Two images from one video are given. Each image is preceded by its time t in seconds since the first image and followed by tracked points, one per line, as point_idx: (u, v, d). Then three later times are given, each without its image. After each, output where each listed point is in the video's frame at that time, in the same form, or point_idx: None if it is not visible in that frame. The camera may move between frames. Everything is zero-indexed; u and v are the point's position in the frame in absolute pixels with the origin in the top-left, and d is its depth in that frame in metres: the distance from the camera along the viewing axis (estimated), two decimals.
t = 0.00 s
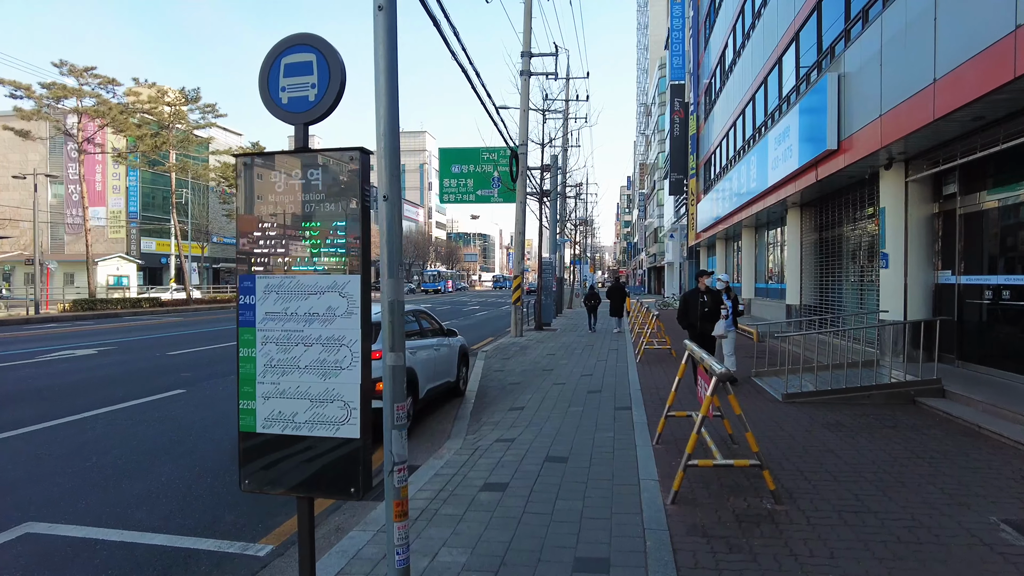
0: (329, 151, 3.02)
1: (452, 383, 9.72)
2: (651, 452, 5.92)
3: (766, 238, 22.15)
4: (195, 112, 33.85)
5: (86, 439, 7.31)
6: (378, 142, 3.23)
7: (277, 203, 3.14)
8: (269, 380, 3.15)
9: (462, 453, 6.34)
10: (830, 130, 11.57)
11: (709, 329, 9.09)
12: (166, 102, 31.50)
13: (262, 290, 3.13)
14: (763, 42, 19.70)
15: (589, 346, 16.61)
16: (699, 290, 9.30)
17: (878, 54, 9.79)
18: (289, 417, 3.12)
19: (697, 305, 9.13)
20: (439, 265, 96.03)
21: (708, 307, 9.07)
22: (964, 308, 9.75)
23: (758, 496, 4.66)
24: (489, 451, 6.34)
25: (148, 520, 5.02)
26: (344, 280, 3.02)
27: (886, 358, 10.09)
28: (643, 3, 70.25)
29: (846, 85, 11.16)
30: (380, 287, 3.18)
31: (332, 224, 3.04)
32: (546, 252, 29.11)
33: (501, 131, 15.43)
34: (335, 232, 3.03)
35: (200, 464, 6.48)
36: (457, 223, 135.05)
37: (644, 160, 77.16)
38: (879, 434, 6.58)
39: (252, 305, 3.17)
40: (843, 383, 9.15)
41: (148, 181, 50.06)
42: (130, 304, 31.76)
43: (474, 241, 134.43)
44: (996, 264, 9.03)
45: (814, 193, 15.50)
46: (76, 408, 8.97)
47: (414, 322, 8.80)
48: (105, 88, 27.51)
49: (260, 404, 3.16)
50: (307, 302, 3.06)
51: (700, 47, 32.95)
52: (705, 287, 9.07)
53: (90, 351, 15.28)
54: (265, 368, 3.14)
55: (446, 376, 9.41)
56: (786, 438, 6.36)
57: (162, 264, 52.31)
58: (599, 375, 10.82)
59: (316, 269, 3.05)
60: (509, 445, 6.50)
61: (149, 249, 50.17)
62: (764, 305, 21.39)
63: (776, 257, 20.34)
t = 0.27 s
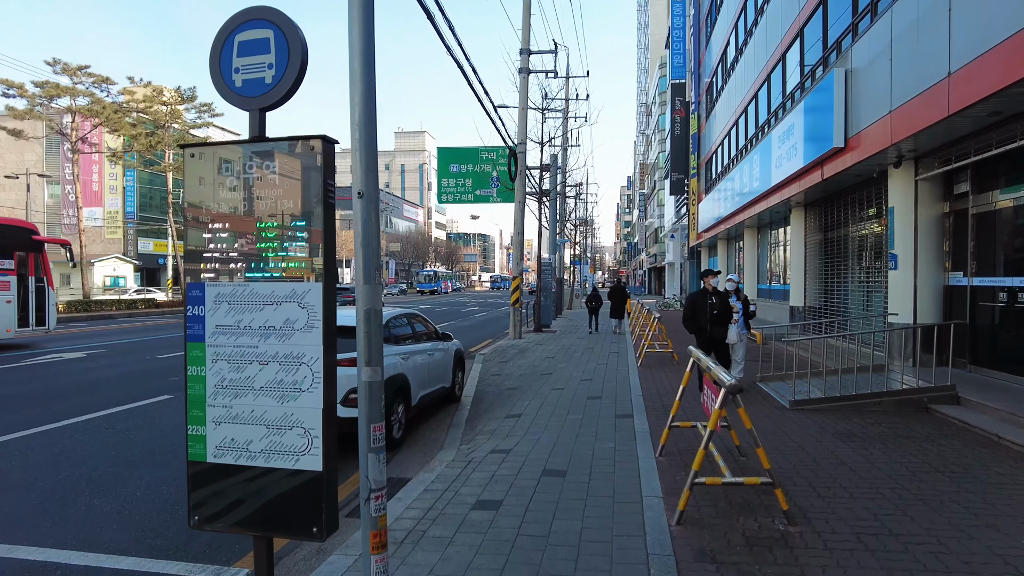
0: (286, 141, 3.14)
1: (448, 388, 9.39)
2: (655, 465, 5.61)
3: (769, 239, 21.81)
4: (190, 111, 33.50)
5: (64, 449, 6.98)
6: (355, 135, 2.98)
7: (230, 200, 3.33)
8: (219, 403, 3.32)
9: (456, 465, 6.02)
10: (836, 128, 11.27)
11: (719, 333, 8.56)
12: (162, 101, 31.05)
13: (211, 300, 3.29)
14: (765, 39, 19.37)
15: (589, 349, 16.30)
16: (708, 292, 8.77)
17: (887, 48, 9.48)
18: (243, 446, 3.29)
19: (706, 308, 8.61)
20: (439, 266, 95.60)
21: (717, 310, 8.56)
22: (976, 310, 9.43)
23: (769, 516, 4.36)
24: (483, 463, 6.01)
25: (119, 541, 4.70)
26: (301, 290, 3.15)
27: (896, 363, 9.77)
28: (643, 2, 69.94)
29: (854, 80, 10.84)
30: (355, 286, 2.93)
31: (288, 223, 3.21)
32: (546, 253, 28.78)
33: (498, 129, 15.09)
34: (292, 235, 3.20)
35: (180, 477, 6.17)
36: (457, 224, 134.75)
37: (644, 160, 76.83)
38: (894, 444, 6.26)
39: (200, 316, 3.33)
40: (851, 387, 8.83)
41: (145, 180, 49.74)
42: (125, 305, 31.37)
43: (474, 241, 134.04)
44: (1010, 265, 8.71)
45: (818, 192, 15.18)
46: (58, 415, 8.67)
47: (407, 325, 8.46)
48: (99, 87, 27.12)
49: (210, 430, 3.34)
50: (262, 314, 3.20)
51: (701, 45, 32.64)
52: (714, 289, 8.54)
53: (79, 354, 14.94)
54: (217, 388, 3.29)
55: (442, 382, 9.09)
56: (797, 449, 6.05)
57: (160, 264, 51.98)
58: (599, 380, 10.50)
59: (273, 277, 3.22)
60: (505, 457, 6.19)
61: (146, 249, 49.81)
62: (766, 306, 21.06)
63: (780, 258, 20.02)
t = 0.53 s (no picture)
0: (237, 103, 3.08)
1: (444, 390, 9.07)
2: (661, 473, 5.29)
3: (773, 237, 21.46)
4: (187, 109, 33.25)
5: (42, 453, 6.66)
6: (329, 111, 2.76)
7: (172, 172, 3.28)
8: (163, 410, 3.27)
9: (449, 472, 5.69)
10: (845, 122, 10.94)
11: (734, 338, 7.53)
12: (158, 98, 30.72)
13: (154, 289, 3.23)
14: (769, 33, 19.04)
15: (590, 348, 15.98)
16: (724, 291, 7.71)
17: (899, 37, 9.17)
18: (191, 462, 3.24)
19: (721, 310, 7.60)
20: (439, 265, 95.20)
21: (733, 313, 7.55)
22: (991, 308, 9.10)
23: (788, 529, 4.04)
24: (478, 470, 5.68)
25: (87, 555, 4.38)
26: (255, 278, 3.09)
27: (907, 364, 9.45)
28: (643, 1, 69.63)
29: (863, 71, 10.51)
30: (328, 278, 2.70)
31: (237, 201, 3.16)
32: (546, 252, 28.45)
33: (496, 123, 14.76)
34: (242, 211, 3.14)
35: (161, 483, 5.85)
36: (457, 223, 134.49)
37: (645, 159, 76.33)
38: (913, 448, 5.93)
39: (141, 308, 3.27)
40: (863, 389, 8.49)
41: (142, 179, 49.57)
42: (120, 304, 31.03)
43: (474, 240, 133.63)
44: None
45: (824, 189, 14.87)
46: (41, 416, 8.36)
47: (402, 323, 8.14)
48: (93, 83, 26.75)
49: (152, 442, 3.29)
50: (212, 307, 3.15)
51: (703, 42, 32.32)
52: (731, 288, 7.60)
53: (69, 353, 14.62)
54: (160, 392, 3.25)
55: (438, 383, 8.76)
56: (813, 455, 5.70)
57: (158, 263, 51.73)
58: (601, 381, 10.19)
59: (224, 262, 3.15)
60: (502, 462, 5.88)
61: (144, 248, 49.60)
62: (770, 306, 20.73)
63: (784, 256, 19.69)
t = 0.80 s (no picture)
0: (178, 76, 2.88)
1: (441, 395, 8.74)
2: (668, 491, 4.95)
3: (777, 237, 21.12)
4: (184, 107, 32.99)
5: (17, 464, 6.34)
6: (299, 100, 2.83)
7: (96, 161, 3.09)
8: (83, 450, 3.09)
9: (442, 488, 5.35)
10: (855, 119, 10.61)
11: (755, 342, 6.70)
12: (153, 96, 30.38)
13: (72, 303, 3.05)
14: (773, 30, 18.71)
15: (590, 350, 15.65)
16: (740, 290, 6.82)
17: (913, 30, 8.85)
18: (115, 513, 3.09)
19: (739, 312, 6.72)
20: (439, 265, 94.90)
21: (753, 316, 6.65)
22: (1007, 312, 8.76)
23: (808, 556, 3.71)
24: (473, 486, 5.34)
25: None
26: (191, 292, 2.93)
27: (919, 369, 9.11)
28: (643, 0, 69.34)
29: (874, 67, 10.19)
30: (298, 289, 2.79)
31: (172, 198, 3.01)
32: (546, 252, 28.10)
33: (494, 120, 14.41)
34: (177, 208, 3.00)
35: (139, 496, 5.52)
36: (457, 224, 134.16)
37: (646, 158, 75.97)
38: (935, 462, 5.58)
39: (56, 326, 3.09)
40: (875, 395, 8.15)
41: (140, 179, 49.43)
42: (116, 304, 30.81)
43: (474, 240, 133.37)
44: None
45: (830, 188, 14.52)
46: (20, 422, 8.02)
47: (397, 327, 7.81)
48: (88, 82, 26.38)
49: (70, 488, 3.12)
50: (140, 324, 2.99)
51: (704, 40, 31.99)
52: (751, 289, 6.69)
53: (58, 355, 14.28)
54: (80, 428, 3.07)
55: (434, 389, 8.43)
56: (828, 470, 5.36)
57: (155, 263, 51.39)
58: (603, 386, 9.86)
59: (154, 271, 3.00)
60: (498, 477, 5.54)
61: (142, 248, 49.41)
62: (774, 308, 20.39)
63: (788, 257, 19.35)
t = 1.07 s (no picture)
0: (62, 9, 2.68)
1: (434, 397, 8.43)
2: (674, 504, 4.62)
3: (780, 236, 20.78)
4: (180, 105, 32.70)
5: None
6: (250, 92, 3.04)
7: None
8: None
9: (431, 497, 5.04)
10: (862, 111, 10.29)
11: (772, 348, 6.17)
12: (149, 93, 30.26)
13: None
14: (775, 25, 18.37)
15: (591, 350, 15.32)
16: (757, 291, 6.40)
17: (925, 17, 8.51)
18: None
19: (756, 315, 6.28)
20: (438, 264, 94.49)
21: (771, 319, 6.22)
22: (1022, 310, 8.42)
23: None
24: (466, 495, 5.02)
25: None
26: (78, 279, 2.71)
27: (930, 370, 8.78)
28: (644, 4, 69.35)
29: (882, 58, 9.87)
30: (252, 283, 3.04)
31: (57, 153, 2.78)
32: (545, 251, 27.75)
33: (492, 115, 14.08)
34: (62, 166, 2.76)
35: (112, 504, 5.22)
36: (456, 223, 134.00)
37: (646, 157, 75.53)
38: (957, 469, 5.24)
39: None
40: (888, 397, 7.83)
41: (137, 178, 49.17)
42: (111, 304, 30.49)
43: (473, 240, 132.99)
44: None
45: (836, 184, 14.19)
46: None
47: (388, 326, 7.50)
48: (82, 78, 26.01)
49: None
50: (17, 320, 2.79)
51: (706, 37, 31.64)
52: (767, 289, 6.31)
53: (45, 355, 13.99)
54: None
55: (427, 391, 8.12)
56: (842, 477, 5.03)
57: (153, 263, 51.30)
58: (604, 388, 9.52)
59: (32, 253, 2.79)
60: (491, 486, 5.20)
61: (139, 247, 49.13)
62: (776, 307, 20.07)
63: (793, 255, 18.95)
